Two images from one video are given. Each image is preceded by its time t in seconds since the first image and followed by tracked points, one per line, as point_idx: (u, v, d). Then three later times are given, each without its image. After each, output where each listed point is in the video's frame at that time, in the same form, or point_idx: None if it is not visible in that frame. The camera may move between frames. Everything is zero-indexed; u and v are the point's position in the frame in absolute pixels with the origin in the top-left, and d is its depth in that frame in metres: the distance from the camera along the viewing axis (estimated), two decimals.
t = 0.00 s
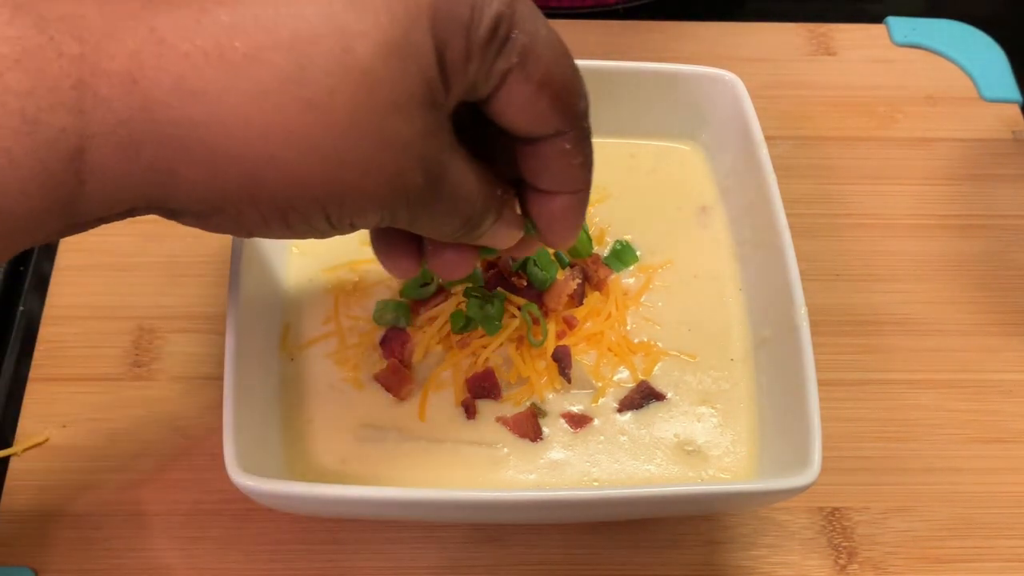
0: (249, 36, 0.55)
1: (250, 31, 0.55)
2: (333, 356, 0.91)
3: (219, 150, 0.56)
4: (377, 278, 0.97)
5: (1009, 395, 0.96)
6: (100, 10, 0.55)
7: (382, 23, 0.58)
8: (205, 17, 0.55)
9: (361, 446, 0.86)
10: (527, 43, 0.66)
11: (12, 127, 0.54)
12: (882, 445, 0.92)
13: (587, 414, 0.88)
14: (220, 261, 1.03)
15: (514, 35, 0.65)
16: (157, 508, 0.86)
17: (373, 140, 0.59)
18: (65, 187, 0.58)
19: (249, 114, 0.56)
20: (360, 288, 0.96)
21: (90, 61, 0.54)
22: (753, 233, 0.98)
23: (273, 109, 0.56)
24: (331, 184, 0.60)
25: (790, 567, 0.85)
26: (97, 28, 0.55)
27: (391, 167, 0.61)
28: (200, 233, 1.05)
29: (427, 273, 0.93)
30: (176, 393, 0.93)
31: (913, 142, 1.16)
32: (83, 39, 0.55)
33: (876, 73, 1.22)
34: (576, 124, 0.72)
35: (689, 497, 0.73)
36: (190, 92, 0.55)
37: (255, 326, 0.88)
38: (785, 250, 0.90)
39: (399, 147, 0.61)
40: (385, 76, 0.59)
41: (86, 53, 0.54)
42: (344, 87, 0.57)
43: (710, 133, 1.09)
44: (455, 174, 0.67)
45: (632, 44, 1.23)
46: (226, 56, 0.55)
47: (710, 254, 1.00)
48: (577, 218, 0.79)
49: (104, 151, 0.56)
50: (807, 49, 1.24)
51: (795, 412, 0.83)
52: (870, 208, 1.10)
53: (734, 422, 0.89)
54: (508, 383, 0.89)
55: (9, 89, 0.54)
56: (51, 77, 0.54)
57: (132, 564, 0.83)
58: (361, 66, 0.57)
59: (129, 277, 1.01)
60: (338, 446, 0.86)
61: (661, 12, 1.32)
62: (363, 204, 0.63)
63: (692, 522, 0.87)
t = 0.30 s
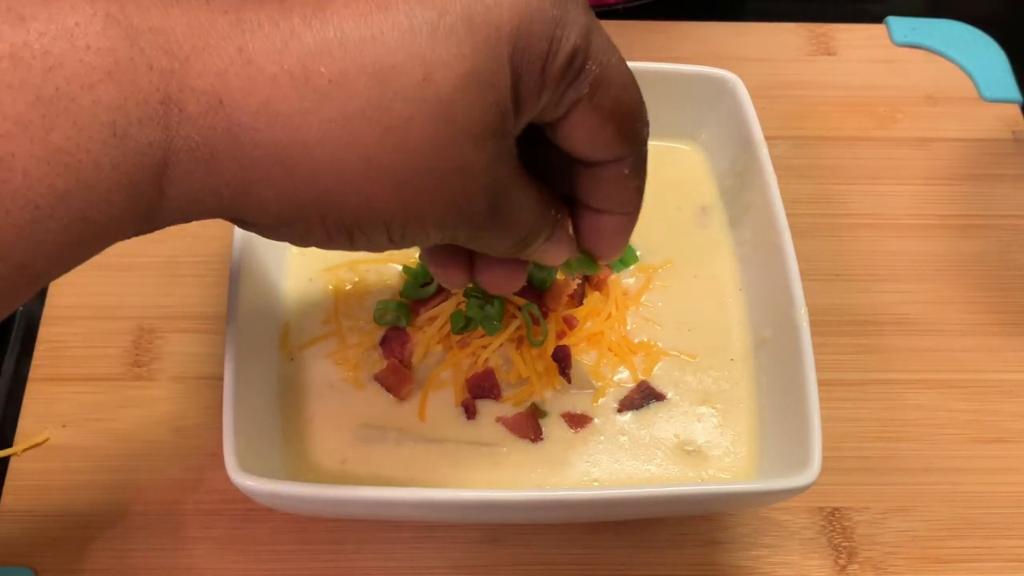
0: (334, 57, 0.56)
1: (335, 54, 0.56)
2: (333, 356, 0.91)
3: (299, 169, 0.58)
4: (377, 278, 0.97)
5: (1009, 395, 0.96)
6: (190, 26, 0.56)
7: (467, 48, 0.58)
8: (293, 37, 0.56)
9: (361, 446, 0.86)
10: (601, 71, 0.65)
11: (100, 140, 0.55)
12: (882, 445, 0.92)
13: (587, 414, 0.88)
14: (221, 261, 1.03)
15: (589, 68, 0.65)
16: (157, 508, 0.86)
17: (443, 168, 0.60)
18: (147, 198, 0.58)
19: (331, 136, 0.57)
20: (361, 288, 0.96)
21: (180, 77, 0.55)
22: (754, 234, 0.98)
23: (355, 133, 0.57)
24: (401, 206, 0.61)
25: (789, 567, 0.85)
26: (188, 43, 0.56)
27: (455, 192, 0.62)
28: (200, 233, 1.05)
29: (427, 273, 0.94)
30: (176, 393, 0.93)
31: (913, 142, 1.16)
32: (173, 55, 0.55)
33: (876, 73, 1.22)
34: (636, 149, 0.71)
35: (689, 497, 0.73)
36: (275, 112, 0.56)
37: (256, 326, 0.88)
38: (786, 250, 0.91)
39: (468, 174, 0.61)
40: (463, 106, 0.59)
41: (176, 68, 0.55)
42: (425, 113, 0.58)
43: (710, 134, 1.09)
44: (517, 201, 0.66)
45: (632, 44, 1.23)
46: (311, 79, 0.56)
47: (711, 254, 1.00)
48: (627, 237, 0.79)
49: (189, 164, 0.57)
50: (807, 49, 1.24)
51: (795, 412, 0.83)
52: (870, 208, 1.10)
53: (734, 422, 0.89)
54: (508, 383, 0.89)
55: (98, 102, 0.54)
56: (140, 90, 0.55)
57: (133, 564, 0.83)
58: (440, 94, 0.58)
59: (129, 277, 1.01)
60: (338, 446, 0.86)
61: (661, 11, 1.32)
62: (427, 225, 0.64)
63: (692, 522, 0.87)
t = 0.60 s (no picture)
0: (350, 100, 0.57)
1: (346, 99, 0.57)
2: (333, 356, 0.91)
3: (315, 200, 0.60)
4: (377, 278, 0.97)
5: (1010, 395, 0.96)
6: (209, 66, 0.56)
7: (479, 84, 0.59)
8: (305, 81, 0.57)
9: (361, 446, 0.85)
10: (614, 84, 0.65)
11: (122, 178, 0.55)
12: (882, 445, 0.92)
13: (587, 414, 0.88)
14: (221, 261, 1.03)
15: (600, 84, 0.65)
16: (157, 508, 0.86)
17: (448, 201, 0.63)
18: (166, 231, 0.59)
19: (346, 168, 0.59)
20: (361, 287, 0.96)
21: (199, 116, 0.56)
22: (754, 233, 0.98)
23: (365, 172, 0.59)
24: (405, 235, 0.64)
25: (790, 567, 0.85)
26: (205, 83, 0.56)
27: (457, 223, 0.65)
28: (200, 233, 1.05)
29: (426, 272, 0.93)
30: (176, 393, 0.93)
31: (913, 142, 1.16)
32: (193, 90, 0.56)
33: (876, 73, 1.22)
34: (654, 144, 0.72)
35: (689, 497, 0.73)
36: (291, 150, 0.58)
37: (255, 326, 0.88)
38: (786, 250, 0.90)
39: (470, 206, 0.64)
40: (470, 147, 0.60)
41: (194, 109, 0.56)
42: (437, 154, 0.60)
43: (710, 133, 1.09)
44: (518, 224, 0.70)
45: (632, 44, 1.23)
46: (326, 121, 0.57)
47: (711, 254, 1.00)
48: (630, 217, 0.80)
49: (208, 200, 0.59)
50: (807, 48, 1.24)
51: (795, 412, 0.83)
52: (870, 208, 1.10)
53: (734, 422, 0.89)
54: (508, 383, 0.89)
55: (121, 142, 0.54)
56: (161, 130, 0.55)
57: (132, 565, 0.83)
58: (447, 136, 0.59)
59: (129, 277, 1.01)
60: (338, 446, 0.86)
61: (661, 11, 1.32)
62: (430, 250, 0.67)
63: (692, 522, 0.87)
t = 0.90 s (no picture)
0: (298, 96, 0.44)
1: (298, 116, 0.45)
2: (333, 356, 0.91)
3: (261, 211, 0.47)
4: (377, 278, 0.97)
5: (1010, 395, 0.96)
6: (144, 72, 0.43)
7: (477, 76, 0.48)
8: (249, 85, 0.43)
9: (361, 446, 0.85)
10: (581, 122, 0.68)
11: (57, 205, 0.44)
12: (882, 445, 0.92)
13: (587, 414, 0.88)
14: (220, 261, 1.03)
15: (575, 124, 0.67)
16: (157, 508, 0.86)
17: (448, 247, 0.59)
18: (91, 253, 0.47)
19: (298, 174, 0.46)
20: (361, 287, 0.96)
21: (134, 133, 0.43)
22: (754, 233, 0.98)
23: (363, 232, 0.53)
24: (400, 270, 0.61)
25: (790, 567, 0.85)
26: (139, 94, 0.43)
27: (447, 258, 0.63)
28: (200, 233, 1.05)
29: (427, 272, 0.93)
30: (176, 393, 0.93)
31: (913, 141, 1.16)
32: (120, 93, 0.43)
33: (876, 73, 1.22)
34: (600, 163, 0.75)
35: (688, 497, 0.73)
36: (223, 152, 0.44)
37: (255, 326, 0.88)
38: (786, 250, 0.90)
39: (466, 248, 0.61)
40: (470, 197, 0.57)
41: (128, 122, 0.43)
42: (422, 160, 0.49)
43: (710, 133, 1.08)
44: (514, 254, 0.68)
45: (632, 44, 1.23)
46: (272, 127, 0.44)
47: (710, 254, 1.00)
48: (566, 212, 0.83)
49: (141, 210, 0.47)
50: (806, 48, 1.24)
51: (795, 412, 0.83)
52: (870, 208, 1.10)
53: (734, 422, 0.89)
54: (508, 383, 0.89)
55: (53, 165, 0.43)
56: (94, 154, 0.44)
57: (132, 565, 0.83)
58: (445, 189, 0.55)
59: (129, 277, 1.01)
60: (338, 446, 0.86)
61: (661, 11, 1.32)
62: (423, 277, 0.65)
63: (692, 522, 0.87)
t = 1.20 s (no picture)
0: None
1: None
2: (333, 356, 0.91)
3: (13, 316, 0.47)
4: (378, 277, 0.97)
5: (1010, 395, 0.96)
6: None
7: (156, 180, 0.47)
8: None
9: (361, 446, 0.85)
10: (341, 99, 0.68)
11: None
12: (882, 446, 0.92)
13: (587, 414, 0.88)
14: (221, 261, 1.03)
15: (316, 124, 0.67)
16: (158, 508, 0.86)
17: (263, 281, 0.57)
18: None
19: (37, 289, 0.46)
20: (362, 287, 0.96)
21: None
22: (753, 233, 0.98)
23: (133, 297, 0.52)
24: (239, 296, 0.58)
25: (790, 567, 0.85)
26: None
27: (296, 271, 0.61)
28: (200, 232, 1.05)
29: (426, 272, 0.93)
30: (176, 393, 0.93)
31: (913, 142, 1.16)
32: None
33: (877, 73, 1.22)
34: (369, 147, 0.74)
35: (688, 497, 0.73)
36: None
37: (256, 325, 0.88)
38: (786, 250, 0.91)
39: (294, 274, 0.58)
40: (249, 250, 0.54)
41: None
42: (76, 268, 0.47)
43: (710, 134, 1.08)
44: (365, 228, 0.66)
45: (632, 45, 1.23)
46: None
47: (711, 254, 1.00)
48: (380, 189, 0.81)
49: None
50: (807, 48, 1.24)
51: (795, 412, 0.83)
52: (870, 208, 1.10)
53: (735, 422, 0.89)
54: (508, 383, 0.89)
55: None
56: None
57: (133, 565, 0.83)
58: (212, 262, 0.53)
59: (129, 277, 1.01)
60: (338, 445, 0.86)
61: (661, 11, 1.30)
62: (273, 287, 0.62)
63: (693, 522, 0.87)
